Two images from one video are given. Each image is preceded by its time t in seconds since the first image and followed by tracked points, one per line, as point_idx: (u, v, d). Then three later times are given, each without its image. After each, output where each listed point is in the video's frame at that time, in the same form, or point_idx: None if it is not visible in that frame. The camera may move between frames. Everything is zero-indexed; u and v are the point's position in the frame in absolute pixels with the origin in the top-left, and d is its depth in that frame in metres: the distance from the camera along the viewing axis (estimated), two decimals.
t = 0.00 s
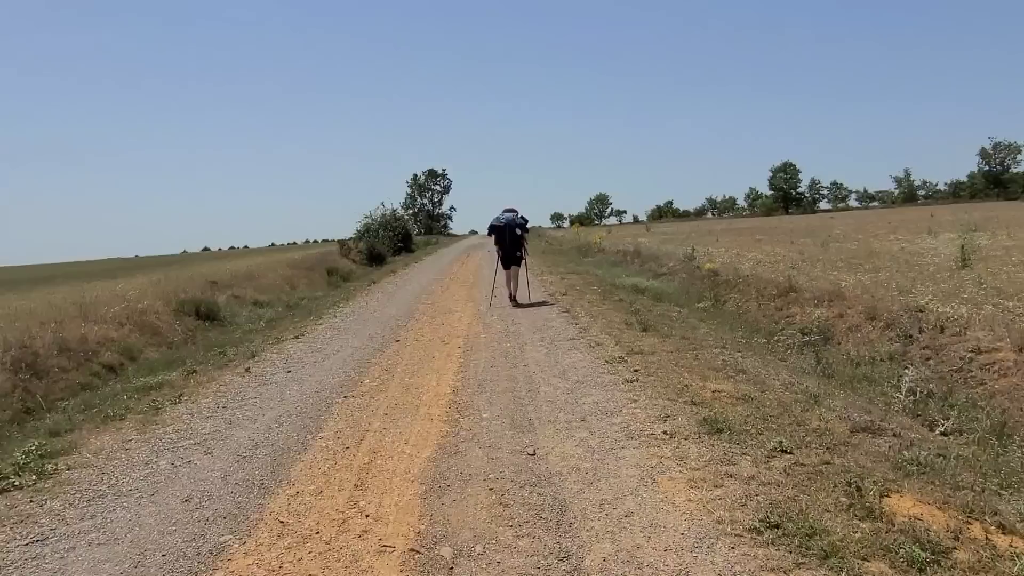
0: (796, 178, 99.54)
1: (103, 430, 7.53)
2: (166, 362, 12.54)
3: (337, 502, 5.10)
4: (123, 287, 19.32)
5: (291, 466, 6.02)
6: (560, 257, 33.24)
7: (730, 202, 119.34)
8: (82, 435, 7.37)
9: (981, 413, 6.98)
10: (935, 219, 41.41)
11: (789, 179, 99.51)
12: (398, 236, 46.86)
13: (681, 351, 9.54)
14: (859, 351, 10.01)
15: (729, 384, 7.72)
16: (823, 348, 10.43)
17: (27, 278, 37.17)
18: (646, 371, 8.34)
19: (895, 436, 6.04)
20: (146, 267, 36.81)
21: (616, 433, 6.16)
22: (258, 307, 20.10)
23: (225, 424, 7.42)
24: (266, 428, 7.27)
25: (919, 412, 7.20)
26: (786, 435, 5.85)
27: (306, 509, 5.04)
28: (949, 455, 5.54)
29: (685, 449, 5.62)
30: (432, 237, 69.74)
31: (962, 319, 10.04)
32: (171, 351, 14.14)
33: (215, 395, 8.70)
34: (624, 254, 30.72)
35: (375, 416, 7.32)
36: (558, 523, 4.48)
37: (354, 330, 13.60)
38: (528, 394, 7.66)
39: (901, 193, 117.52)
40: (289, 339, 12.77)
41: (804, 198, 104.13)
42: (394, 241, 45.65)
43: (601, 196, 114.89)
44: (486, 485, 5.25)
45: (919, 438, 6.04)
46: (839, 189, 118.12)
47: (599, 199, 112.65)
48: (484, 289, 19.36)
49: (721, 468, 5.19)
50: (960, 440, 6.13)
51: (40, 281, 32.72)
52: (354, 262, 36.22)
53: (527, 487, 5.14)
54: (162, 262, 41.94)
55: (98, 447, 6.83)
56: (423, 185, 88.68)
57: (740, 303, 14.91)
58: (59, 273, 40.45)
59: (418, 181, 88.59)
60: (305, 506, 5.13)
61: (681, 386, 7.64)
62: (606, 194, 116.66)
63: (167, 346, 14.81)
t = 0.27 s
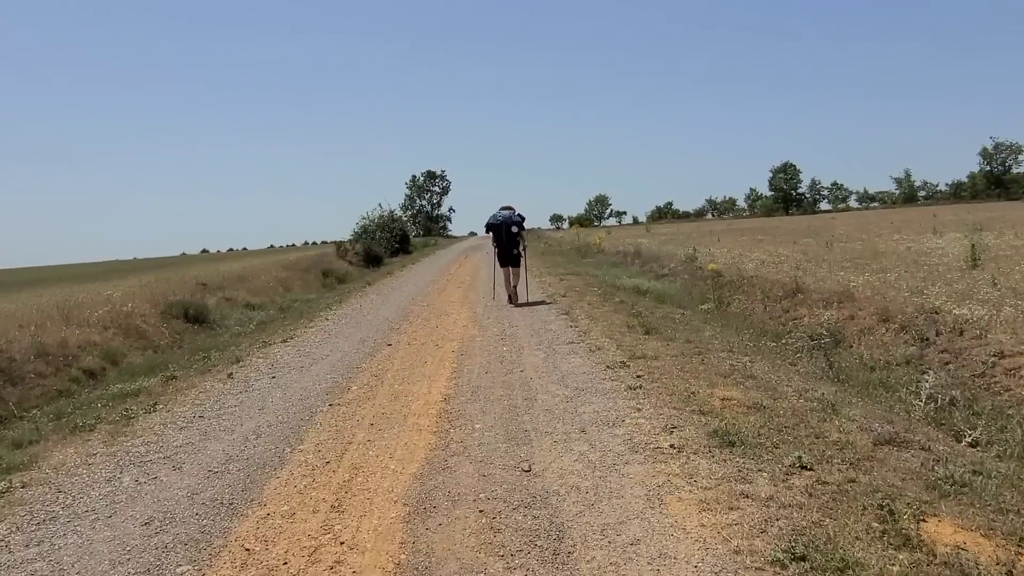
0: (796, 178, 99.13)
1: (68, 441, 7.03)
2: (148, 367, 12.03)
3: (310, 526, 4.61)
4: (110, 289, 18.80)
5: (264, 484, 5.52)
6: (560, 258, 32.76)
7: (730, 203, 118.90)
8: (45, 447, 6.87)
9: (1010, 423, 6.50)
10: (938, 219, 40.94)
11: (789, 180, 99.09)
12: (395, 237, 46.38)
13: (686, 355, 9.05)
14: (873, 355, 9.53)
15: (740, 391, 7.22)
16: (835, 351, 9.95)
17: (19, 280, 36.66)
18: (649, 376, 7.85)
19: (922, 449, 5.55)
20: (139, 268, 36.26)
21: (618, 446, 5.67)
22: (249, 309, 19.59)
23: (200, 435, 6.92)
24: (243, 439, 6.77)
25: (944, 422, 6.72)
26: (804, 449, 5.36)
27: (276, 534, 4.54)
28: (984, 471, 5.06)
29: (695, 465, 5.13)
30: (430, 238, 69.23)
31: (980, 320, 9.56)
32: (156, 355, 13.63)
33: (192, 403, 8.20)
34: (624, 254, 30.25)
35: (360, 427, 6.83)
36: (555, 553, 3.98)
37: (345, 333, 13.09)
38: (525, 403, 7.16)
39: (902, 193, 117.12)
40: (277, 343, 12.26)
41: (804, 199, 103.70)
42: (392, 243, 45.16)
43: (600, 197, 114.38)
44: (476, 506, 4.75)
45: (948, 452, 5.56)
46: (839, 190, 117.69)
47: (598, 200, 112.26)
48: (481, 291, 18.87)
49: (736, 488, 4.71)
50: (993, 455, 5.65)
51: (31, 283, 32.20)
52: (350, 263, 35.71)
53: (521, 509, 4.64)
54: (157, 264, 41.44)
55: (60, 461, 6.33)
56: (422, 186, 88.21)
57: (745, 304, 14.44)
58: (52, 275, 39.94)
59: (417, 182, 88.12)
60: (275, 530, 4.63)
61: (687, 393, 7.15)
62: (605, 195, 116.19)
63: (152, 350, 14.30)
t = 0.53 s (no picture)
0: (800, 178, 98.53)
1: (32, 462, 6.55)
2: (131, 375, 11.56)
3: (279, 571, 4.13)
4: (99, 291, 18.32)
5: (235, 515, 5.04)
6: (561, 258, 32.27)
7: (733, 202, 118.28)
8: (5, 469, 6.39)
9: None
10: (946, 220, 40.37)
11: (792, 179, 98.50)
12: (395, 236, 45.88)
13: (693, 367, 8.57)
14: (889, 366, 9.05)
15: (751, 409, 6.75)
16: (849, 362, 9.47)
17: (14, 279, 36.20)
18: (655, 392, 7.36)
19: (955, 480, 5.07)
20: (135, 268, 35.77)
21: (623, 473, 5.19)
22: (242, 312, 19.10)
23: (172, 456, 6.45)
24: (218, 461, 6.30)
25: (972, 444, 6.24)
26: (827, 480, 4.89)
27: None
28: None
29: (707, 499, 4.65)
30: (431, 237, 68.62)
31: (1002, 330, 9.08)
32: (142, 361, 13.15)
33: (170, 418, 7.73)
34: (627, 255, 29.76)
35: (344, 447, 6.36)
36: None
37: (338, 339, 12.61)
38: (522, 421, 6.68)
39: (906, 193, 116.45)
40: (266, 350, 11.78)
41: (807, 198, 103.08)
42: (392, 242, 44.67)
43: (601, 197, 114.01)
44: (464, 547, 4.27)
45: (983, 482, 5.09)
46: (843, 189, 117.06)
47: (600, 199, 111.69)
48: (480, 293, 18.38)
49: (753, 528, 4.23)
50: None
51: (25, 283, 31.74)
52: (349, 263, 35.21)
53: (514, 552, 4.16)
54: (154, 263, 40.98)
55: (18, 486, 5.85)
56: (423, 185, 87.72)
57: (752, 309, 13.95)
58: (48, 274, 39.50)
59: (418, 181, 87.61)
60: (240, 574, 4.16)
61: (696, 411, 6.66)
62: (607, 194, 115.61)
63: (139, 355, 13.81)
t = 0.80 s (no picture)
0: (801, 177, 98.05)
1: None
2: (113, 380, 11.07)
3: None
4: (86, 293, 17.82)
5: (202, 542, 4.56)
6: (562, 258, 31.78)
7: (733, 202, 117.84)
8: None
9: None
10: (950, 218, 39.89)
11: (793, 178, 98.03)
12: (394, 237, 45.39)
13: (702, 372, 8.09)
14: (909, 371, 8.58)
15: (767, 419, 6.27)
16: (865, 366, 8.99)
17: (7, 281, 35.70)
18: (663, 400, 6.88)
19: (997, 501, 4.60)
20: (128, 270, 35.24)
21: (632, 494, 4.71)
22: (234, 314, 18.60)
23: (143, 472, 5.96)
24: (192, 477, 5.81)
25: (1007, 457, 5.77)
26: (857, 502, 4.42)
27: None
28: None
29: (726, 525, 4.18)
30: (429, 237, 68.12)
31: None
32: (126, 366, 12.66)
33: (145, 430, 7.24)
34: (629, 255, 29.27)
35: (327, 463, 5.88)
36: None
37: (329, 342, 12.12)
38: (522, 432, 6.20)
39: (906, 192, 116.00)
40: (254, 354, 11.30)
41: (808, 198, 102.62)
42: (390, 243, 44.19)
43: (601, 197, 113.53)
44: None
45: None
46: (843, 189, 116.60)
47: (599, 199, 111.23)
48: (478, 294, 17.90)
49: (780, 560, 3.75)
50: None
51: (17, 284, 31.24)
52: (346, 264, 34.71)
53: None
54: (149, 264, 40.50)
55: None
56: (422, 186, 87.23)
57: (760, 310, 13.46)
58: (42, 275, 39.00)
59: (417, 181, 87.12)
60: None
61: (708, 422, 6.18)
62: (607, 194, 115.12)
63: (124, 360, 13.31)
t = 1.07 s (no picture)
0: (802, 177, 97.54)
1: None
2: (95, 388, 10.54)
3: None
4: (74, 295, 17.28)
5: None
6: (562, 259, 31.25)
7: (733, 202, 117.32)
8: None
9: None
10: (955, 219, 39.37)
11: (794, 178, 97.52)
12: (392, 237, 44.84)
13: (717, 383, 7.57)
14: (935, 380, 8.07)
15: (792, 437, 5.76)
16: (888, 374, 8.48)
17: None
18: (677, 415, 6.36)
19: None
20: (122, 270, 34.63)
21: (652, 528, 4.19)
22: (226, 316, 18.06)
23: (112, 496, 5.44)
24: (164, 503, 5.29)
25: None
26: (907, 539, 3.91)
27: None
28: None
29: (761, 568, 3.67)
30: (428, 237, 67.58)
31: None
32: (111, 372, 12.13)
33: (120, 446, 6.72)
34: (631, 255, 28.75)
35: (313, 486, 5.37)
36: None
37: (322, 347, 11.59)
38: (527, 452, 5.67)
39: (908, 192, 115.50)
40: (243, 361, 10.78)
41: (809, 198, 102.08)
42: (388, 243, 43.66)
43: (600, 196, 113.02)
44: None
45: None
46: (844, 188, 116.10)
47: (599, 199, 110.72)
48: (478, 296, 17.37)
49: None
50: None
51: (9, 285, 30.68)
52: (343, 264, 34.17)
53: None
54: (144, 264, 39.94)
55: None
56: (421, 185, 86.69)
57: (771, 314, 12.95)
58: (36, 275, 38.45)
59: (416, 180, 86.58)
60: None
61: (729, 440, 5.67)
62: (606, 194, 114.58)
63: (109, 366, 12.79)
